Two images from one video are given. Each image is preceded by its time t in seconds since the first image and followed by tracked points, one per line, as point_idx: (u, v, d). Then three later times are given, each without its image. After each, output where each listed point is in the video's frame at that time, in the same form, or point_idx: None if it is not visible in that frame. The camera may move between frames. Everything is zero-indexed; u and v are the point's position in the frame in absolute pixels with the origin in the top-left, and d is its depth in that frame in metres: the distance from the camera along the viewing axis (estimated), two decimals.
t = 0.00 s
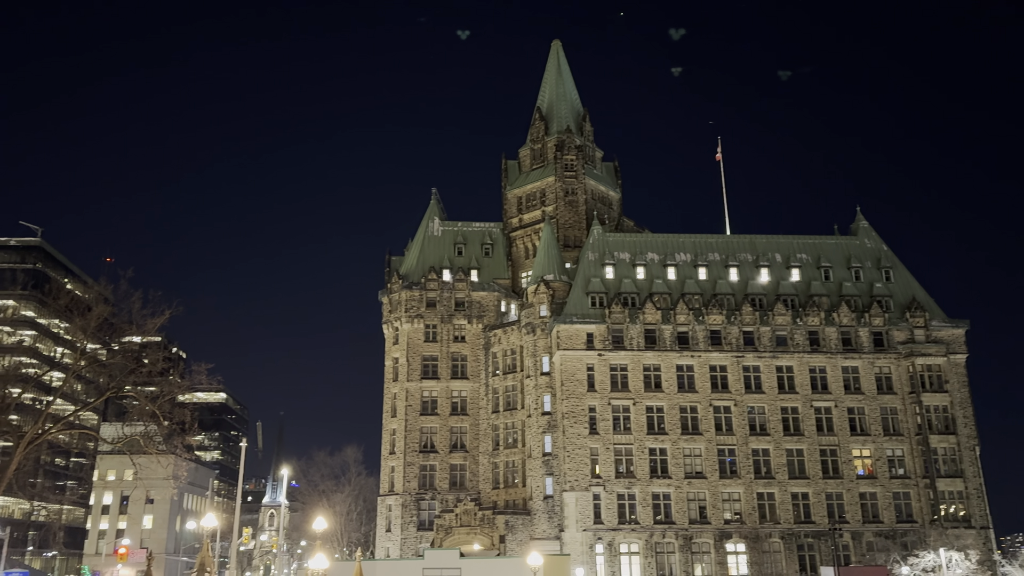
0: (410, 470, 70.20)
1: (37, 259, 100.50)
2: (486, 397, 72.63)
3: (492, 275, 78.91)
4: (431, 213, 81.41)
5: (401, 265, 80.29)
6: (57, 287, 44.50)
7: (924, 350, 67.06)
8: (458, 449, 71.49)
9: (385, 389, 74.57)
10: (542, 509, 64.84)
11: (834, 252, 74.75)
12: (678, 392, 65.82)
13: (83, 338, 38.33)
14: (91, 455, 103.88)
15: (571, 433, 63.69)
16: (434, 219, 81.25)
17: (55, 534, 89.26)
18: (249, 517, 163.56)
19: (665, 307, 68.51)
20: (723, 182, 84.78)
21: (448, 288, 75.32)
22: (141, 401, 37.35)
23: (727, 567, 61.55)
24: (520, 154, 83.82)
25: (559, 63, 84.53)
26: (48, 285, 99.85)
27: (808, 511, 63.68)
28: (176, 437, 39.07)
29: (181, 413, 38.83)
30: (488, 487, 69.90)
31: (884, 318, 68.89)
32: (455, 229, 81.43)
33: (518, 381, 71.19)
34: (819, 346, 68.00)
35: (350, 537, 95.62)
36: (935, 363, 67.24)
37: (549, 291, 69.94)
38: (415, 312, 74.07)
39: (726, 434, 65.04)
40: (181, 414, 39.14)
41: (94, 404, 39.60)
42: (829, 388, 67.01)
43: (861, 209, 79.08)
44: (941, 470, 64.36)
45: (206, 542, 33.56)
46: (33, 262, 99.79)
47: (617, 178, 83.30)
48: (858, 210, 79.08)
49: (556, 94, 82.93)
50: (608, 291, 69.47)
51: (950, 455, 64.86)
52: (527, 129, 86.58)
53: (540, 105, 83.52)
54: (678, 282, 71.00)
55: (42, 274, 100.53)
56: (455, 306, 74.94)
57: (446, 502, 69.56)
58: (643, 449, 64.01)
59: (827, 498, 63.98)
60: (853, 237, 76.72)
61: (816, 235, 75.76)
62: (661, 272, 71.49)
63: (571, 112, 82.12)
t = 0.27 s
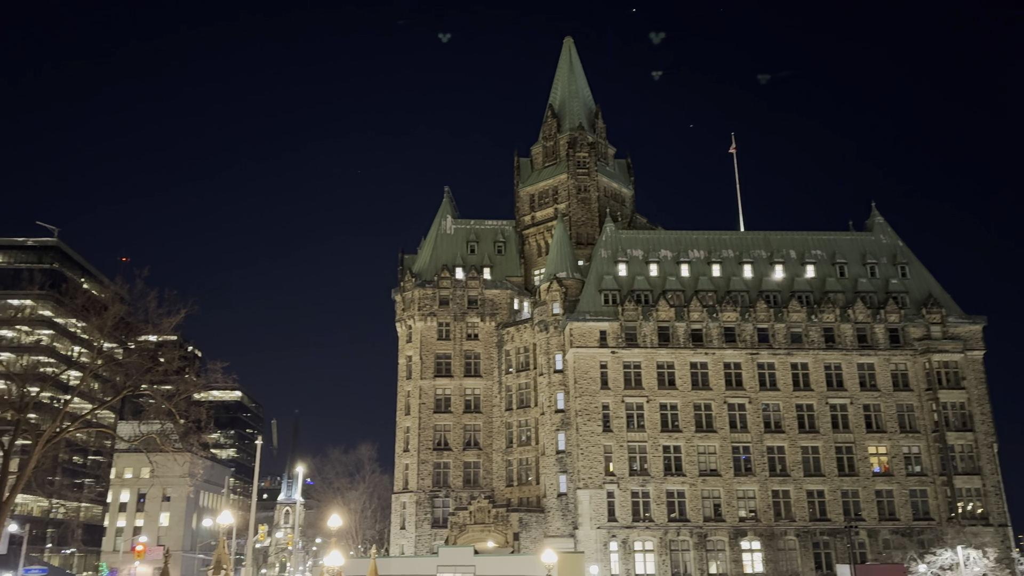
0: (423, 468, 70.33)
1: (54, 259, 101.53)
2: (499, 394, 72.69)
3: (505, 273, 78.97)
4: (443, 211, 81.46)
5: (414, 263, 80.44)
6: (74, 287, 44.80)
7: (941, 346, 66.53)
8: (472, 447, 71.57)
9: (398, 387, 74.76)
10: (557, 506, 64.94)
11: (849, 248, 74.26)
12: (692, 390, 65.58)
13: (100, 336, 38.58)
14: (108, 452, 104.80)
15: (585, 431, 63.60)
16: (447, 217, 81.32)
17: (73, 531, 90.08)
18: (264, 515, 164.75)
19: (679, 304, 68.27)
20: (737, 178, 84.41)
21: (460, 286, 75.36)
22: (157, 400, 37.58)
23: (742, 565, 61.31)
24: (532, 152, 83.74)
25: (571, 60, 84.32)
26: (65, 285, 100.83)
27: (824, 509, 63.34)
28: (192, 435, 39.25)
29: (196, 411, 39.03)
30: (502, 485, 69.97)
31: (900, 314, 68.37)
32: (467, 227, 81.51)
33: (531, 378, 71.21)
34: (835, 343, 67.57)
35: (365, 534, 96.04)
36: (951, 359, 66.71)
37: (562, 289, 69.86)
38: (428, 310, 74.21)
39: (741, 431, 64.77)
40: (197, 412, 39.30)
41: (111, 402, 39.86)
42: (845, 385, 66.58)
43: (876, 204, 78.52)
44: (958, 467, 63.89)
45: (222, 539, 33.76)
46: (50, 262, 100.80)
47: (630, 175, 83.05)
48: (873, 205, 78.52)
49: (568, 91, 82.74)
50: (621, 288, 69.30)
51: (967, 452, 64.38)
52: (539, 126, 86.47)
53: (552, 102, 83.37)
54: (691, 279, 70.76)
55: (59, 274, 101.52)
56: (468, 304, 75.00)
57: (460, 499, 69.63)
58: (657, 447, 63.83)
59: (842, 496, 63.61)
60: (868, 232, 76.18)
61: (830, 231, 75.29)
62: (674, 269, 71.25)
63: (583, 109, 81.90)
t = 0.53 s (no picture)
0: (437, 466, 70.45)
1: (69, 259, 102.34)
2: (512, 392, 72.74)
3: (517, 271, 78.97)
4: (455, 209, 81.51)
5: (426, 261, 80.58)
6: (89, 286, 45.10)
7: (957, 343, 65.96)
8: (485, 445, 71.64)
9: (411, 385, 74.95)
10: (570, 504, 64.87)
11: (864, 244, 73.79)
12: (705, 387, 65.36)
13: (115, 336, 38.79)
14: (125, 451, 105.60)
15: (598, 429, 63.52)
16: (458, 215, 81.38)
17: (90, 529, 90.84)
18: (279, 512, 165.82)
19: (692, 301, 68.06)
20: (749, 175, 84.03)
21: (473, 284, 75.41)
22: (172, 398, 37.79)
23: (757, 563, 61.09)
24: (544, 150, 83.68)
25: (582, 57, 84.16)
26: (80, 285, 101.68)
27: (839, 506, 63.00)
28: (207, 433, 39.43)
29: (211, 410, 39.20)
30: (515, 483, 70.03)
31: (915, 311, 67.87)
32: (479, 225, 81.59)
33: (543, 376, 71.22)
34: (849, 340, 67.18)
35: (379, 532, 96.40)
36: (967, 356, 66.11)
37: (574, 286, 69.71)
38: (440, 308, 74.33)
39: (755, 429, 64.53)
40: (212, 410, 39.47)
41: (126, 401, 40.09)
42: (859, 382, 66.17)
43: (890, 200, 77.97)
44: (975, 465, 63.31)
45: (237, 537, 33.92)
46: (66, 262, 101.63)
47: (642, 172, 82.82)
48: (887, 201, 77.99)
49: (580, 88, 82.59)
50: (634, 286, 69.16)
51: (983, 449, 63.80)
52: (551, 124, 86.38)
53: (563, 99, 83.25)
54: (704, 276, 70.53)
55: (75, 273, 102.33)
56: (480, 302, 75.04)
57: (473, 497, 69.72)
58: (670, 445, 63.68)
59: (858, 493, 63.25)
60: (883, 228, 75.65)
61: (845, 227, 74.83)
62: (687, 266, 71.05)
63: (595, 107, 81.71)
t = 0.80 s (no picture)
0: (450, 464, 70.55)
1: (84, 259, 103.08)
2: (525, 391, 72.74)
3: (529, 269, 78.92)
4: (466, 208, 81.50)
5: (438, 260, 80.63)
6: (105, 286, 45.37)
7: (972, 339, 65.37)
8: (497, 443, 71.68)
9: (424, 384, 75.08)
10: (582, 502, 64.71)
11: (878, 240, 73.33)
12: (718, 385, 65.12)
13: (130, 335, 39.00)
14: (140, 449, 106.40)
15: (610, 427, 63.41)
16: (470, 214, 81.38)
17: (106, 527, 91.54)
18: (294, 510, 166.84)
19: (704, 299, 67.82)
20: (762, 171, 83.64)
21: (485, 283, 75.42)
22: (187, 397, 37.98)
23: (771, 561, 60.83)
24: (555, 148, 83.58)
25: (593, 55, 84.00)
26: (95, 285, 102.45)
27: (854, 504, 62.66)
28: (222, 432, 39.58)
29: (226, 408, 39.41)
30: (527, 481, 70.05)
31: (930, 307, 67.38)
32: (491, 224, 81.57)
33: (556, 374, 71.16)
34: (864, 337, 66.75)
35: (392, 530, 96.71)
36: (984, 352, 65.43)
37: (586, 284, 69.52)
38: (452, 307, 74.39)
39: (769, 427, 64.23)
40: (227, 409, 39.62)
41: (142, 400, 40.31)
42: (874, 379, 65.77)
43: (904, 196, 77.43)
44: (992, 462, 62.61)
45: (252, 535, 34.09)
46: (81, 262, 102.37)
47: (653, 169, 82.56)
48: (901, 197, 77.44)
49: (591, 86, 82.43)
50: (646, 283, 68.99)
51: (1000, 447, 63.06)
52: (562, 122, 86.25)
53: (574, 97, 83.12)
54: (717, 273, 70.29)
55: (89, 273, 103.05)
56: (492, 301, 75.03)
57: (486, 495, 69.79)
58: (683, 443, 63.49)
59: (873, 491, 62.88)
60: (897, 225, 75.12)
61: (858, 223, 74.40)
62: (700, 263, 70.80)
63: (606, 104, 81.50)
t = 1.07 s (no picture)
0: (463, 462, 70.66)
1: (100, 259, 103.89)
2: (537, 389, 72.71)
3: (541, 267, 78.86)
4: (478, 206, 81.49)
5: (450, 258, 80.73)
6: (120, 286, 45.69)
7: (989, 335, 64.69)
8: (510, 441, 71.74)
9: (436, 382, 75.16)
10: (596, 500, 64.61)
11: (893, 236, 72.81)
12: (732, 382, 64.87)
13: (145, 335, 39.25)
14: (156, 448, 107.24)
15: (623, 424, 63.30)
16: (481, 212, 81.40)
17: (123, 526, 92.22)
18: (308, 509, 167.68)
19: (717, 296, 67.57)
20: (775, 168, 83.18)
21: (497, 281, 75.42)
22: (202, 396, 38.21)
23: (786, 559, 60.57)
24: (566, 145, 83.44)
25: (605, 52, 83.77)
26: (110, 285, 103.24)
27: (869, 502, 62.28)
28: (237, 431, 39.77)
29: (240, 407, 39.57)
30: (541, 479, 70.02)
31: (946, 303, 66.84)
32: (503, 222, 81.57)
33: (568, 372, 71.06)
34: (879, 334, 66.31)
35: (406, 528, 96.98)
36: (1000, 348, 64.69)
37: (599, 282, 69.42)
38: (465, 305, 74.46)
39: (783, 424, 63.91)
40: (241, 408, 39.80)
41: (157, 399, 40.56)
42: (889, 376, 65.33)
43: (919, 192, 76.82)
44: (1010, 460, 61.70)
45: (267, 533, 34.23)
46: (96, 262, 103.19)
47: (666, 166, 82.26)
48: (916, 193, 76.83)
49: (602, 83, 82.22)
50: (659, 281, 68.80)
51: (1018, 443, 62.09)
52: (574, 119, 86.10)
53: (586, 94, 82.94)
54: (730, 270, 70.00)
55: (105, 274, 103.83)
56: (504, 299, 75.03)
57: (499, 493, 69.86)
58: (697, 441, 63.29)
59: (888, 489, 62.48)
60: (912, 220, 74.52)
61: (873, 219, 73.91)
62: (713, 260, 70.53)
63: (618, 101, 81.25)
